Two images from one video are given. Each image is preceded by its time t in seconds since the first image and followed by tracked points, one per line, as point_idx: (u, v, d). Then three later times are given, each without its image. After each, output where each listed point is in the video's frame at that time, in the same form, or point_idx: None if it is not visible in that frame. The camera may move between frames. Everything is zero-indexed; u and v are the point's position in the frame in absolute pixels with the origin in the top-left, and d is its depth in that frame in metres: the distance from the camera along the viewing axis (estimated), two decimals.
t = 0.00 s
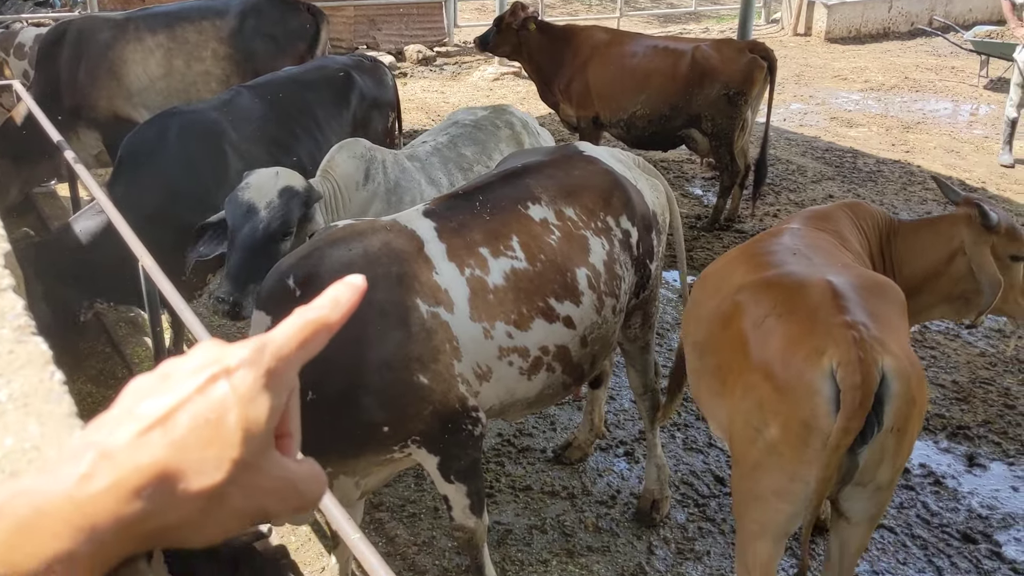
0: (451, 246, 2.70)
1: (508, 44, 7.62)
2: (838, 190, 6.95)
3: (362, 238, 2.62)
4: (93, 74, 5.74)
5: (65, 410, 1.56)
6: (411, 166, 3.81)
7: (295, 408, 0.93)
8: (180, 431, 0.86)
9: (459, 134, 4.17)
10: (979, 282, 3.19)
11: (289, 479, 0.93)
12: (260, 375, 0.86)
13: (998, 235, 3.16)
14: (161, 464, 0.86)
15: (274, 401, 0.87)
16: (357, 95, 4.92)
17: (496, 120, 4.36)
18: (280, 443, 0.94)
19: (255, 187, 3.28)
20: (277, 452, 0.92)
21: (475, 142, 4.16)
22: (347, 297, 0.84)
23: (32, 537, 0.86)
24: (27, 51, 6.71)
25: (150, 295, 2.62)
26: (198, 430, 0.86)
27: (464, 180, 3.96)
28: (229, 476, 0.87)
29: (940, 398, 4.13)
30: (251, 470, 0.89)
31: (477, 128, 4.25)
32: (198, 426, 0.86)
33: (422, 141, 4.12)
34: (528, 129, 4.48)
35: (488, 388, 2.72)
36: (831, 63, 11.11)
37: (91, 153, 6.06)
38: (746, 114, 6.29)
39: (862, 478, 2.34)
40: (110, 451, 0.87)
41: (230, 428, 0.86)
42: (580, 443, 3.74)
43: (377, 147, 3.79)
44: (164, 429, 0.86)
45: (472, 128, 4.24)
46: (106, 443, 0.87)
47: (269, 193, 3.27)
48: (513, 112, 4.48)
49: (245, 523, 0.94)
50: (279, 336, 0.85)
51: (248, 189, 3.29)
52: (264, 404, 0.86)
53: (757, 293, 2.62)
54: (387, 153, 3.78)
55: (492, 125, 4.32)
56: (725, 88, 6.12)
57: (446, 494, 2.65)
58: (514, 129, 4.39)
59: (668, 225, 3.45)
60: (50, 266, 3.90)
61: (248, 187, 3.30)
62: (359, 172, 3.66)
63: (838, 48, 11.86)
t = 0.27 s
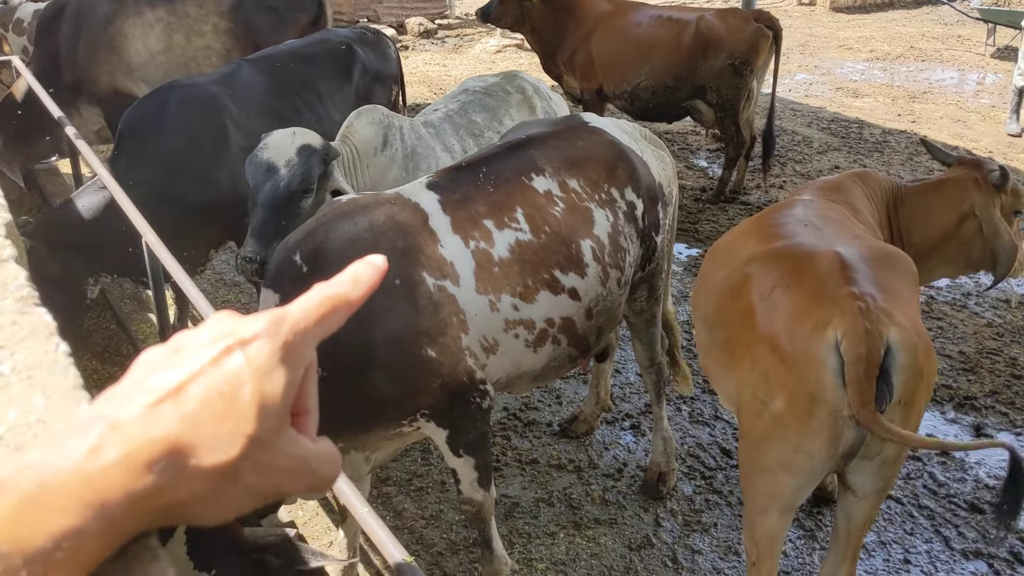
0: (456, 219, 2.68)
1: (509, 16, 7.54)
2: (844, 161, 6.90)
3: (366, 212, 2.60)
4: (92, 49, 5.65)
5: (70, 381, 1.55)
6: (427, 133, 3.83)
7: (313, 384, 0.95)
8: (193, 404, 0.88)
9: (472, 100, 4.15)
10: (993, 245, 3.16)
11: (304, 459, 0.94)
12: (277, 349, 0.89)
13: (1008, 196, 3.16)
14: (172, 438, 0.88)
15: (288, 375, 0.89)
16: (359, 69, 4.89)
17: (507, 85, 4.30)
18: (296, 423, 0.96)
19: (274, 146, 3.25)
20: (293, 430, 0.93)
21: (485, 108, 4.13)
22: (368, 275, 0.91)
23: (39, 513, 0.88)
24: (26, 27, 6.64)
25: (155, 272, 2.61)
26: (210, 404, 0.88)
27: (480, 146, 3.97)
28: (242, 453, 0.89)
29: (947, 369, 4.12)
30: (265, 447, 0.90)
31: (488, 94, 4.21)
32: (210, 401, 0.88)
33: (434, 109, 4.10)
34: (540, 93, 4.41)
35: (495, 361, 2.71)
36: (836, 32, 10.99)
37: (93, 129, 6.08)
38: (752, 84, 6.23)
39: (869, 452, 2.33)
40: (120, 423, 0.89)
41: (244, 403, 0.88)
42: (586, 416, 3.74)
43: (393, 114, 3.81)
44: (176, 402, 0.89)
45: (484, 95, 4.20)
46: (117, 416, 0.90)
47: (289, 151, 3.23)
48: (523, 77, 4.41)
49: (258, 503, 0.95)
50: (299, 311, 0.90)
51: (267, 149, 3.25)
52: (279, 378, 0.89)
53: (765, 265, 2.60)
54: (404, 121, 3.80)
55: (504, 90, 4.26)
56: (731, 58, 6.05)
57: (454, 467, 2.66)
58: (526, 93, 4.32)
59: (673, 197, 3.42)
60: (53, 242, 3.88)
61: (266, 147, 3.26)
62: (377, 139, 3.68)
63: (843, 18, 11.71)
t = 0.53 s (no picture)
0: (459, 217, 2.68)
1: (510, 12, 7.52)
2: (847, 156, 6.88)
3: (370, 209, 2.60)
4: (92, 45, 5.67)
5: (81, 383, 1.55)
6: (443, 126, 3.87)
7: (328, 387, 0.99)
8: (210, 407, 0.92)
9: (482, 92, 4.15)
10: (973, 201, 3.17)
11: (319, 462, 0.97)
12: (293, 352, 0.94)
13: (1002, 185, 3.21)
14: (188, 441, 0.90)
15: (302, 377, 0.94)
16: (361, 66, 4.88)
17: (515, 77, 4.28)
18: (311, 426, 1.00)
19: (298, 135, 3.28)
20: (307, 434, 0.96)
21: (493, 101, 4.11)
22: (384, 286, 0.96)
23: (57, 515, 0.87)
24: (27, 23, 6.65)
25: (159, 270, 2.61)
26: (226, 406, 0.92)
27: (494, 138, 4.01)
28: (256, 456, 0.91)
29: (950, 365, 4.12)
30: (280, 452, 0.93)
31: (495, 87, 4.18)
32: (226, 403, 0.92)
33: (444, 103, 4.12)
34: (547, 83, 4.39)
35: (497, 358, 2.71)
36: (838, 27, 10.96)
37: (94, 126, 6.08)
38: (754, 79, 6.20)
39: (869, 451, 2.33)
40: (138, 426, 0.92)
41: (257, 406, 0.92)
42: (589, 413, 3.74)
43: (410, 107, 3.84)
44: (193, 404, 0.92)
45: (491, 88, 4.19)
46: (135, 419, 0.92)
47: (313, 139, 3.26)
48: (530, 67, 4.38)
49: (273, 506, 0.97)
50: (316, 315, 0.95)
51: (291, 138, 3.28)
52: (294, 381, 0.93)
53: (769, 261, 2.61)
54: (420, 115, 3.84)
55: (512, 82, 4.25)
56: (733, 53, 6.03)
57: (457, 464, 2.66)
58: (534, 83, 4.30)
59: (675, 193, 3.41)
60: (58, 240, 3.91)
61: (290, 136, 3.30)
62: (395, 132, 3.72)
63: (845, 13, 11.68)
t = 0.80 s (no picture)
0: (458, 217, 2.68)
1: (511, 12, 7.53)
2: (846, 157, 6.88)
3: (369, 210, 2.60)
4: (92, 46, 5.67)
5: (78, 382, 1.55)
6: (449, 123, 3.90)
7: (321, 386, 1.01)
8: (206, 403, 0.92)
9: (484, 87, 4.16)
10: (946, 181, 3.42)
11: (315, 459, 0.97)
12: (286, 349, 0.96)
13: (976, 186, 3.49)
14: (184, 437, 0.90)
15: (295, 374, 0.96)
16: (360, 65, 4.88)
17: (517, 72, 4.28)
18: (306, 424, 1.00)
19: (318, 136, 3.27)
20: (303, 431, 0.97)
21: (496, 95, 4.12)
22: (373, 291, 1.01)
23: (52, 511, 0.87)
24: (26, 23, 6.64)
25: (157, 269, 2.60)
26: (222, 402, 0.92)
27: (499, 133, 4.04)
28: (252, 452, 0.92)
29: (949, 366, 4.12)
30: (276, 447, 0.93)
31: (498, 82, 4.19)
32: (221, 399, 0.93)
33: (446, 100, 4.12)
34: (548, 77, 4.41)
35: (496, 358, 2.71)
36: (837, 28, 10.96)
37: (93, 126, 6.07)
38: (754, 80, 6.19)
39: (864, 454, 2.32)
40: (132, 422, 0.92)
41: (254, 401, 0.93)
42: (588, 413, 3.74)
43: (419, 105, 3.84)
44: (189, 401, 0.93)
45: (494, 83, 4.20)
46: (129, 416, 0.92)
47: (334, 139, 3.25)
48: (531, 63, 4.39)
49: (269, 502, 0.97)
50: (310, 315, 1.01)
51: (311, 139, 3.27)
52: (288, 378, 0.95)
53: (767, 262, 2.62)
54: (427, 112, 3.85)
55: (514, 77, 4.25)
56: (733, 53, 6.02)
57: (456, 464, 2.66)
58: (535, 77, 4.31)
59: (673, 194, 3.41)
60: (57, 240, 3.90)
61: (310, 137, 3.29)
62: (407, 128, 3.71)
63: (845, 14, 11.68)
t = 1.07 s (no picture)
0: (459, 217, 2.68)
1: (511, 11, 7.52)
2: (847, 156, 6.88)
3: (369, 211, 2.60)
4: (91, 46, 5.67)
5: (80, 384, 1.55)
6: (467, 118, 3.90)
7: (320, 385, 1.01)
8: (205, 401, 0.93)
9: (488, 81, 4.19)
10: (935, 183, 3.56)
11: (316, 456, 0.97)
12: (285, 346, 0.97)
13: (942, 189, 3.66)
14: (184, 435, 0.91)
15: (293, 372, 0.96)
16: (360, 64, 4.88)
17: (518, 66, 4.32)
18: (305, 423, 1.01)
19: (345, 135, 3.25)
20: (303, 429, 0.98)
21: (502, 88, 4.17)
22: (371, 300, 1.03)
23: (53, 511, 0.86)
24: (26, 23, 6.64)
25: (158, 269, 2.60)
26: (221, 399, 0.93)
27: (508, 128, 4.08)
28: (252, 450, 0.92)
29: (950, 365, 4.12)
30: (277, 444, 0.94)
31: (502, 74, 4.24)
32: (220, 396, 0.93)
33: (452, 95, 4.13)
34: (549, 71, 4.44)
35: (497, 358, 2.71)
36: (837, 27, 10.96)
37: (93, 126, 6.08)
38: (755, 79, 6.18)
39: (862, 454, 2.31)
40: (132, 422, 0.92)
41: (253, 399, 0.93)
42: (588, 412, 3.74)
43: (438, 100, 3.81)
44: (188, 400, 0.93)
45: (497, 76, 4.23)
46: (129, 416, 0.92)
47: (363, 136, 3.25)
48: (530, 57, 4.44)
49: (270, 501, 0.97)
50: (307, 312, 1.01)
51: (338, 138, 3.25)
52: (286, 376, 0.95)
53: (768, 261, 2.62)
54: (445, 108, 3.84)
55: (516, 70, 4.29)
56: (733, 52, 6.01)
57: (457, 464, 2.66)
58: (537, 71, 4.36)
59: (673, 193, 3.41)
60: (58, 240, 3.90)
61: (338, 136, 3.26)
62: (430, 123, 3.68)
63: (845, 13, 11.68)
